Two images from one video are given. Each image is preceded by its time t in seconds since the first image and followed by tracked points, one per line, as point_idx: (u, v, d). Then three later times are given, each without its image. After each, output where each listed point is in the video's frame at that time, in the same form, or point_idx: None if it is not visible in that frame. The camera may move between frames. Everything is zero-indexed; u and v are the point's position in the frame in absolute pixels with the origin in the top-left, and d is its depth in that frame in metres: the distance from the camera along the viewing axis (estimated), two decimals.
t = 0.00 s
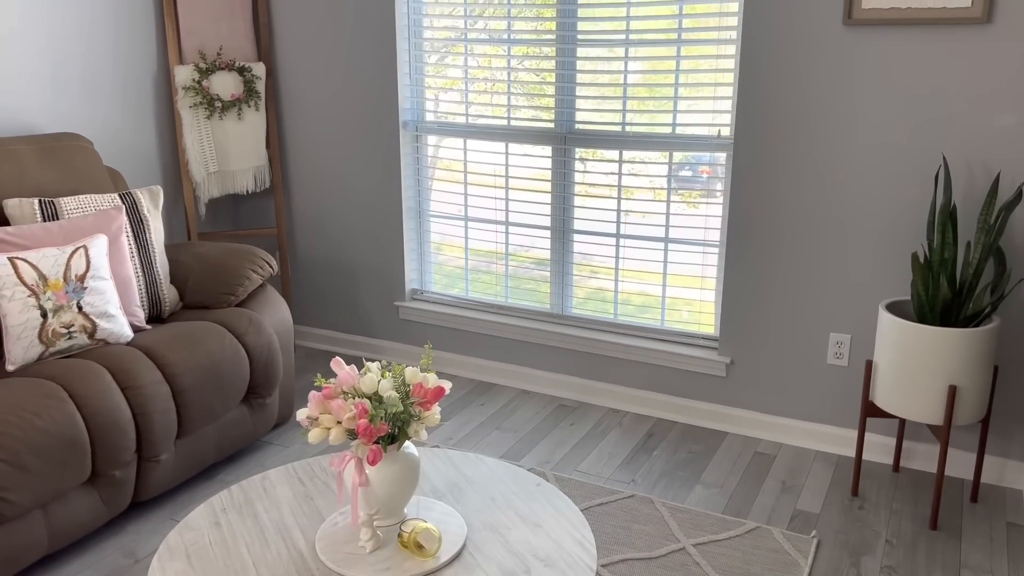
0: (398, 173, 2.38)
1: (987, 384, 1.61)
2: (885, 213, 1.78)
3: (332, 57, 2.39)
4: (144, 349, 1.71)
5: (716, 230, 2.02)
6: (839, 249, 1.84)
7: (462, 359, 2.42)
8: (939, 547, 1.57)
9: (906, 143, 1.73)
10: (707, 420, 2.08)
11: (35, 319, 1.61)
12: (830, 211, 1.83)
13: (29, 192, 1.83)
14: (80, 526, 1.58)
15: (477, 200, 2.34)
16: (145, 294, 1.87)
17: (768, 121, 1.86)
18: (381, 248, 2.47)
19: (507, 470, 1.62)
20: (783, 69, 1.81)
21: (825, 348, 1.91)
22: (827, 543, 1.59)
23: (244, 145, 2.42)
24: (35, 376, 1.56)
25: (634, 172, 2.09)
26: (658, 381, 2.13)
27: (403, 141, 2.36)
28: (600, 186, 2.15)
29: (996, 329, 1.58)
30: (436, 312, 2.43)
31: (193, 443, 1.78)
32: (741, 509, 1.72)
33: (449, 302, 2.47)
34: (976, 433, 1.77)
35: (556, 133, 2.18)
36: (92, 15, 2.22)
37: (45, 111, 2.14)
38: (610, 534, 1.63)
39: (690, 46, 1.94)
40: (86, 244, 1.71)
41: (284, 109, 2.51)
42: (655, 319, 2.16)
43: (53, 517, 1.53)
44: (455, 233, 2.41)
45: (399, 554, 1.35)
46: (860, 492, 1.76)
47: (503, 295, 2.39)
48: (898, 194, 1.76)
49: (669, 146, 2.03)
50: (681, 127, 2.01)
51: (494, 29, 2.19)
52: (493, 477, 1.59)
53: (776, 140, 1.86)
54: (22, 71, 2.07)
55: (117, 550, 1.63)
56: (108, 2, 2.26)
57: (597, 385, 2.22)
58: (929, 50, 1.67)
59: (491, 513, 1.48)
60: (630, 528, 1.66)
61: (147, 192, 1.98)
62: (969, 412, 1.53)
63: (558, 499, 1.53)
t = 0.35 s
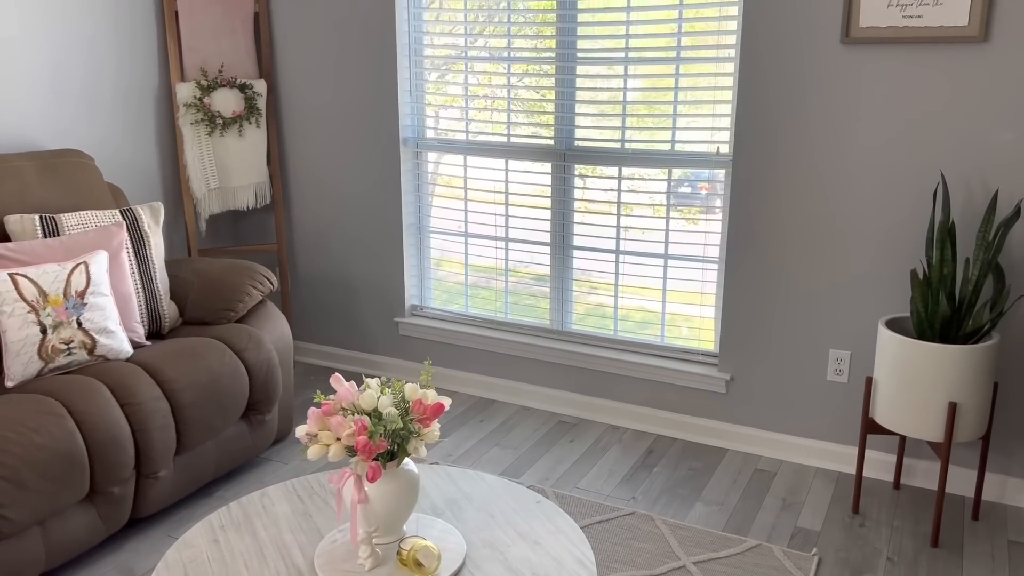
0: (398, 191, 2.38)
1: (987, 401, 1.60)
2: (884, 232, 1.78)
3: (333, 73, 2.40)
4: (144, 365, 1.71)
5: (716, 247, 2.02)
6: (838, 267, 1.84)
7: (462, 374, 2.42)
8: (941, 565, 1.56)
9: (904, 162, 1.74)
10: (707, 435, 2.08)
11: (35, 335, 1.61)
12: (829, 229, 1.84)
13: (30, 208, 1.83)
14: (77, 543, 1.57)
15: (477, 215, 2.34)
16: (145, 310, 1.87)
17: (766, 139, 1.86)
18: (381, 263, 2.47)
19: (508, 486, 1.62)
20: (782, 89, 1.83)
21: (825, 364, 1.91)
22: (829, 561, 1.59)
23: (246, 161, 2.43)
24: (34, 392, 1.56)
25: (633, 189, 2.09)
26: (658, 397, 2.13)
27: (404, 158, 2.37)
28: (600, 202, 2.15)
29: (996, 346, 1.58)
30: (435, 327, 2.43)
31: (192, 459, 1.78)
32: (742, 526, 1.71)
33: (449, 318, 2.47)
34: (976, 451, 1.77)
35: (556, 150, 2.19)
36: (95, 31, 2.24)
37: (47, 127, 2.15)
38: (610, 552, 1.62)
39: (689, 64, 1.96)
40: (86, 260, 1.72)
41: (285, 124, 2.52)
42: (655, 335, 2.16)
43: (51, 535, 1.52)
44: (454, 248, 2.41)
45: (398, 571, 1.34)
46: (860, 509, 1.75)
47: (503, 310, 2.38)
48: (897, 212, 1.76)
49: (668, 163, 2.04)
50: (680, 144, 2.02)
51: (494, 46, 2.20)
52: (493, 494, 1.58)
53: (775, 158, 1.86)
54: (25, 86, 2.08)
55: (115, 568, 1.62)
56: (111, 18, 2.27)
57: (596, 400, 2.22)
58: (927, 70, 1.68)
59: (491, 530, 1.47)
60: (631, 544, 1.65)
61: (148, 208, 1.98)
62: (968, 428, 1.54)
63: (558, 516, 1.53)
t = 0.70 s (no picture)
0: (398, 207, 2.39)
1: (987, 419, 1.60)
2: (882, 250, 1.79)
3: (334, 90, 2.41)
4: (143, 382, 1.70)
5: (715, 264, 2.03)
6: (838, 284, 1.85)
7: (461, 390, 2.42)
8: None
9: (902, 180, 1.75)
10: (707, 452, 2.07)
11: (34, 352, 1.61)
12: (828, 247, 1.84)
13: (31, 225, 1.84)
14: (74, 561, 1.57)
15: (477, 231, 2.35)
16: (145, 326, 1.87)
17: (766, 157, 1.87)
18: (381, 278, 2.48)
19: (507, 504, 1.61)
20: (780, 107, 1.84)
21: (825, 381, 1.90)
22: None
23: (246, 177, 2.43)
24: (34, 409, 1.56)
25: (633, 206, 2.10)
26: (658, 413, 2.13)
27: (404, 175, 2.38)
28: (599, 219, 2.16)
29: (995, 364, 1.58)
30: (435, 343, 2.43)
31: (190, 476, 1.77)
32: (742, 544, 1.70)
33: (448, 334, 2.47)
34: (976, 468, 1.76)
35: (556, 167, 2.19)
36: (98, 47, 2.25)
37: (49, 142, 2.16)
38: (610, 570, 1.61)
39: (687, 82, 1.97)
40: (87, 277, 1.72)
41: (285, 139, 2.53)
42: (655, 351, 2.16)
43: (48, 554, 1.51)
44: (454, 263, 2.41)
45: None
46: (861, 527, 1.74)
47: (503, 325, 2.39)
48: (895, 230, 1.77)
49: (668, 180, 2.05)
50: (679, 161, 2.03)
51: (495, 63, 2.22)
52: (493, 512, 1.57)
53: (774, 176, 1.87)
54: (27, 102, 2.09)
55: None
56: (113, 34, 2.29)
57: (596, 416, 2.22)
58: (925, 89, 1.69)
59: (491, 549, 1.46)
60: (631, 562, 1.64)
61: (148, 224, 1.99)
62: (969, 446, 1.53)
63: (558, 534, 1.52)
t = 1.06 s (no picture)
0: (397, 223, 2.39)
1: (986, 436, 1.60)
2: (881, 267, 1.79)
3: (334, 105, 2.42)
4: (141, 399, 1.70)
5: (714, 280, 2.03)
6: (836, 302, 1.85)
7: (460, 405, 2.42)
8: None
9: (900, 198, 1.75)
10: (706, 468, 2.07)
11: (33, 368, 1.60)
12: (826, 264, 1.85)
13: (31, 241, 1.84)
14: None
15: (477, 246, 2.35)
16: (144, 342, 1.87)
17: (764, 175, 1.88)
18: (381, 293, 2.48)
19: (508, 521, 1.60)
20: (778, 125, 1.84)
21: (824, 398, 1.90)
22: None
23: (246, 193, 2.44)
24: (32, 426, 1.55)
25: (632, 222, 2.11)
26: (657, 429, 2.12)
27: (403, 192, 2.39)
28: (598, 235, 2.16)
29: (994, 381, 1.58)
30: (434, 359, 2.43)
31: (188, 494, 1.76)
32: (742, 561, 1.70)
33: (448, 350, 2.47)
34: (976, 485, 1.76)
35: (555, 183, 2.20)
36: (99, 63, 2.26)
37: (49, 157, 2.17)
38: None
39: (685, 99, 1.98)
40: (86, 293, 1.72)
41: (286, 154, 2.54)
42: (654, 366, 2.15)
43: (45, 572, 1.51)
44: (453, 279, 2.42)
45: None
46: (861, 544, 1.74)
47: (502, 341, 2.38)
48: (893, 248, 1.77)
49: (667, 198, 2.06)
50: (677, 178, 2.04)
51: (494, 79, 2.23)
52: (493, 529, 1.56)
53: (772, 194, 1.88)
54: (28, 117, 2.10)
55: None
56: (115, 50, 2.30)
57: (595, 432, 2.21)
58: (922, 107, 1.70)
59: (491, 567, 1.45)
60: None
61: (148, 241, 1.99)
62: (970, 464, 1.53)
63: (558, 552, 1.51)
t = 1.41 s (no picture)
0: (395, 238, 2.40)
1: (985, 451, 1.60)
2: (877, 283, 1.80)
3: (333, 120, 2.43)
4: (137, 415, 1.69)
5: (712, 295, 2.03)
6: (834, 317, 1.85)
7: (458, 420, 2.41)
8: None
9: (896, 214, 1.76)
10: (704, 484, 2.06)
11: (29, 384, 1.60)
12: (823, 280, 1.85)
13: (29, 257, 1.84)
14: None
15: (475, 260, 2.35)
16: (141, 357, 1.87)
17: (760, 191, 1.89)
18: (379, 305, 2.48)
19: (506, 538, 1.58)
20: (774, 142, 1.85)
21: (823, 414, 1.90)
22: None
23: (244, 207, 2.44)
24: (28, 442, 1.55)
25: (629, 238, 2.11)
26: (655, 444, 2.12)
27: (402, 208, 2.39)
28: (596, 250, 2.17)
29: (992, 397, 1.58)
30: (432, 374, 2.43)
31: (185, 510, 1.76)
32: None
33: (446, 364, 2.47)
34: (975, 501, 1.76)
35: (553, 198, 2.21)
36: (99, 77, 2.27)
37: (48, 172, 2.17)
38: None
39: (682, 115, 1.99)
40: (84, 309, 1.72)
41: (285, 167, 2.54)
42: (652, 381, 2.15)
43: None
44: (452, 293, 2.42)
45: None
46: (861, 561, 1.73)
47: (500, 356, 2.38)
48: (890, 264, 1.78)
49: (665, 215, 2.06)
50: (674, 193, 2.04)
51: (492, 95, 2.24)
52: (491, 547, 1.55)
53: (769, 210, 1.88)
54: (27, 133, 2.11)
55: None
56: (115, 65, 2.31)
57: (594, 447, 2.21)
58: (918, 124, 1.71)
59: None
60: None
61: (146, 256, 1.99)
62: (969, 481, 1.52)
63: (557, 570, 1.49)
